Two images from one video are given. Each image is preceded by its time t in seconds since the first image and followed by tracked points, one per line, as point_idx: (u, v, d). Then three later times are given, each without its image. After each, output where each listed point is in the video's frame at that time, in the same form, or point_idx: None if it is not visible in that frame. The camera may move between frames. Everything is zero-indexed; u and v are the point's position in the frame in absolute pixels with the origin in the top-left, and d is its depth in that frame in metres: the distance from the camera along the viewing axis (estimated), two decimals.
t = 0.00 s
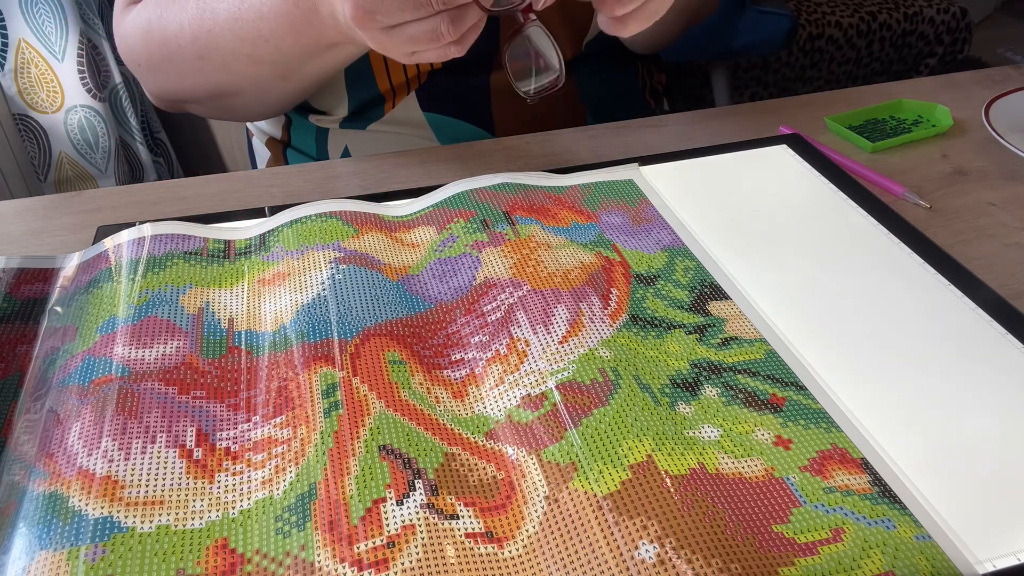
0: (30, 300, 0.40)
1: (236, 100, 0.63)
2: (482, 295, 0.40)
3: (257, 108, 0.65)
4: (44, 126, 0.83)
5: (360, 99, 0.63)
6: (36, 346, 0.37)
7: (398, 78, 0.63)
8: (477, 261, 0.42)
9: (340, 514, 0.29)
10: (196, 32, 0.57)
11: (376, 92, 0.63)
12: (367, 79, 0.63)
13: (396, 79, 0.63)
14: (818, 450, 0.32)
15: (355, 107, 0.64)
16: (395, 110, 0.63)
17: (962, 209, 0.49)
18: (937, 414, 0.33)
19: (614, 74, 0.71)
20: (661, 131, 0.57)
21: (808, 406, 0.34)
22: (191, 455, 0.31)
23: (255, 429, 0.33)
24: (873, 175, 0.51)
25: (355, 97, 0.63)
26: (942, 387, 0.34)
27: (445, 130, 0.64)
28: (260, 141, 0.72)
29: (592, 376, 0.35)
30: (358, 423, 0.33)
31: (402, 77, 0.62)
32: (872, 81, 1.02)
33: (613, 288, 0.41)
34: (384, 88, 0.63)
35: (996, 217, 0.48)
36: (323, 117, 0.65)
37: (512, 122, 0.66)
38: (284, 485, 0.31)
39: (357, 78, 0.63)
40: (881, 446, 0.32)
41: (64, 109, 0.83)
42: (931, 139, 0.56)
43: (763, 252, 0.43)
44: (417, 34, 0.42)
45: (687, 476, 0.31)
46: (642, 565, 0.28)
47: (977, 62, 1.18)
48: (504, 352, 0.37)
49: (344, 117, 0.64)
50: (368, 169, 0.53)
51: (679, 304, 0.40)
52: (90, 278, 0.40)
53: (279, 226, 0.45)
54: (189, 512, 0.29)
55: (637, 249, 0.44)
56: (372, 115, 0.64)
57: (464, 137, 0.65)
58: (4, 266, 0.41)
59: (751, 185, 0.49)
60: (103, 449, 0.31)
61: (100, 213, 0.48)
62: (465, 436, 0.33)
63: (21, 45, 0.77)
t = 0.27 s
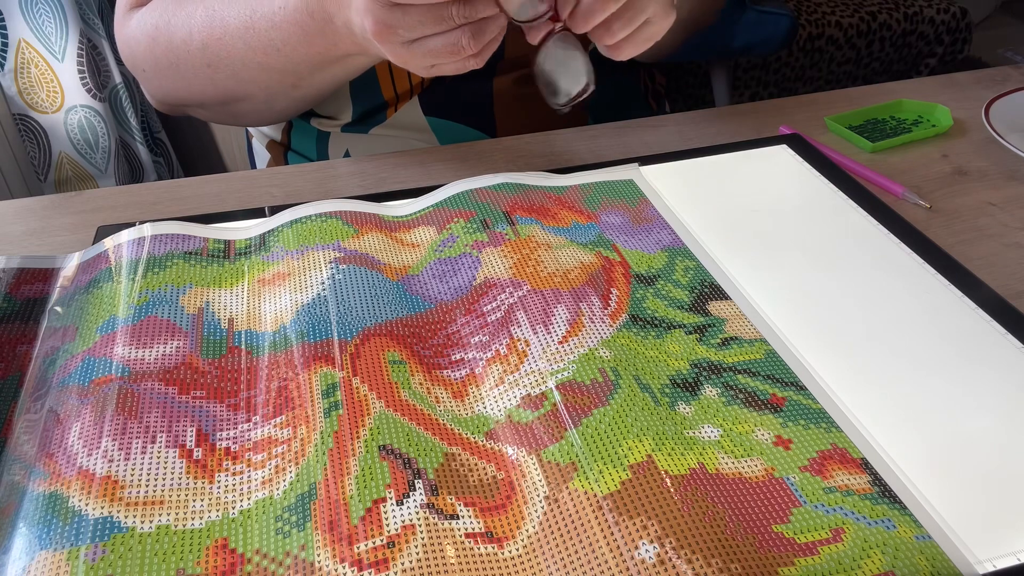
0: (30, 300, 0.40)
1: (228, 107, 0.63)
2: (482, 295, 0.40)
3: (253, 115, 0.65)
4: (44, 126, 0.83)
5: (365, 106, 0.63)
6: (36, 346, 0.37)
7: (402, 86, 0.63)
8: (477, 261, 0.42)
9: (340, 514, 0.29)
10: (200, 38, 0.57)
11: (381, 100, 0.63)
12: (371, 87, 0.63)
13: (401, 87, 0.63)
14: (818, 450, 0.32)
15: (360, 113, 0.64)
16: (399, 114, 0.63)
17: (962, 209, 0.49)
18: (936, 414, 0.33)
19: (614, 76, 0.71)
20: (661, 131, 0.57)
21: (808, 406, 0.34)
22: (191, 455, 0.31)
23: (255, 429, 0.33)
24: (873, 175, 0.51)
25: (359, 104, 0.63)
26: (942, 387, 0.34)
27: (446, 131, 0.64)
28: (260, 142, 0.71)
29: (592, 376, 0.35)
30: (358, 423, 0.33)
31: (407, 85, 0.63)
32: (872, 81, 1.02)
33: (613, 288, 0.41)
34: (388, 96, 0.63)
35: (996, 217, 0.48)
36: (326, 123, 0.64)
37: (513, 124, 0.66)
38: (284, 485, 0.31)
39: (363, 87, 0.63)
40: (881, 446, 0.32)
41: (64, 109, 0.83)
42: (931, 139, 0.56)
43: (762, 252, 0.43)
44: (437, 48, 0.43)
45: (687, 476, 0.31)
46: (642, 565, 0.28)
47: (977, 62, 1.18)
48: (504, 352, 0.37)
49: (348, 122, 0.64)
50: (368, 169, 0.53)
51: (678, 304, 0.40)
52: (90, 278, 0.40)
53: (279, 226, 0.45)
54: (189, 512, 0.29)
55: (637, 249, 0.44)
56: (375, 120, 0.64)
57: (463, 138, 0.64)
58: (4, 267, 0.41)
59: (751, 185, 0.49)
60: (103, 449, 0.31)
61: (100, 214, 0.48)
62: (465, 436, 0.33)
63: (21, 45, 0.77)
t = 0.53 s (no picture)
0: (30, 300, 0.40)
1: (221, 103, 0.62)
2: (482, 295, 0.40)
3: (249, 110, 0.64)
4: (44, 126, 0.83)
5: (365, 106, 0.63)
6: (36, 346, 0.37)
7: (403, 87, 0.63)
8: (477, 261, 0.42)
9: (340, 514, 0.29)
10: (188, 32, 0.54)
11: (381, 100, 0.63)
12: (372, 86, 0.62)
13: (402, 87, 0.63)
14: (818, 450, 0.32)
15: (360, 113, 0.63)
16: (400, 115, 0.63)
17: (962, 209, 0.49)
18: (936, 414, 0.33)
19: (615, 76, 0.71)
20: (661, 131, 0.57)
21: (808, 406, 0.34)
22: (191, 455, 0.31)
23: (255, 429, 0.33)
24: (872, 175, 0.51)
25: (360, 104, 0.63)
26: (941, 386, 0.34)
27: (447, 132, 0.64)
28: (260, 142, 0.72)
29: (592, 376, 0.35)
30: (358, 423, 0.33)
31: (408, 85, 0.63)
32: (872, 81, 1.02)
33: (613, 288, 0.41)
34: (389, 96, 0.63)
35: (996, 217, 0.48)
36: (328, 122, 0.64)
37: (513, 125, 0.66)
38: (284, 485, 0.31)
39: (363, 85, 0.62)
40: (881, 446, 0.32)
41: (64, 109, 0.83)
42: (931, 139, 0.56)
43: (762, 252, 0.43)
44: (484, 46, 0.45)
45: (687, 476, 0.31)
46: (642, 565, 0.28)
47: (978, 62, 1.18)
48: (504, 352, 0.37)
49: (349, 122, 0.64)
50: (368, 169, 0.53)
51: (678, 304, 0.40)
52: (90, 278, 0.40)
53: (279, 226, 0.45)
54: (189, 512, 0.29)
55: (637, 249, 0.44)
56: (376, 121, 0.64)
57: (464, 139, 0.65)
58: (4, 267, 0.41)
59: (751, 185, 0.49)
60: (103, 449, 0.31)
61: (100, 213, 0.49)
62: (465, 436, 0.33)
63: (21, 45, 0.77)
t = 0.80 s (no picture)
0: (29, 300, 0.40)
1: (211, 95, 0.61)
2: (482, 295, 0.40)
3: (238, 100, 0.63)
4: (44, 126, 0.83)
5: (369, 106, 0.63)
6: (36, 346, 0.37)
7: (406, 87, 0.63)
8: (477, 261, 0.42)
9: (340, 514, 0.29)
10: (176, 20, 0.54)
11: (384, 100, 0.63)
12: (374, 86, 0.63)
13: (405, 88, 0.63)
14: (818, 450, 0.32)
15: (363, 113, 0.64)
16: (402, 114, 0.63)
17: (962, 209, 0.49)
18: (936, 414, 0.33)
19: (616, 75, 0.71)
20: (661, 131, 0.57)
21: (808, 406, 0.34)
22: (191, 455, 0.31)
23: (255, 429, 0.33)
24: (873, 175, 0.51)
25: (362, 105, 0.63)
26: (941, 386, 0.34)
27: (448, 130, 0.64)
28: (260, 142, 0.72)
29: (592, 376, 0.35)
30: (358, 423, 0.33)
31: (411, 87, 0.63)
32: (872, 81, 1.02)
33: (613, 288, 0.41)
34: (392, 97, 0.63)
35: (996, 217, 0.48)
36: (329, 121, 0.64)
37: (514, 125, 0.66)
38: (284, 485, 0.31)
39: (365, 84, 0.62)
40: (881, 445, 0.32)
41: (64, 109, 0.83)
42: (931, 139, 0.56)
43: (762, 252, 0.43)
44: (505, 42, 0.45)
45: (688, 476, 0.31)
46: (642, 564, 0.28)
47: (977, 61, 1.18)
48: (504, 352, 0.37)
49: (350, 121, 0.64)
50: (368, 169, 0.53)
51: (679, 304, 0.40)
52: (90, 278, 0.40)
53: (278, 226, 0.45)
54: (189, 512, 0.29)
55: (637, 249, 0.44)
56: (378, 120, 0.64)
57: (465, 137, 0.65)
58: (4, 267, 0.41)
59: (751, 185, 0.49)
60: (103, 449, 0.31)
61: (100, 213, 0.49)
62: (465, 436, 0.33)
63: (21, 45, 0.77)
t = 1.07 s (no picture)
0: (30, 300, 0.40)
1: (209, 95, 0.61)
2: (482, 295, 0.40)
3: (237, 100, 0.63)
4: (44, 126, 0.83)
5: (373, 107, 0.63)
6: (36, 346, 0.37)
7: (412, 89, 0.63)
8: (477, 261, 0.42)
9: (340, 514, 0.29)
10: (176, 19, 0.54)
11: (390, 101, 0.64)
12: (380, 88, 0.63)
13: (411, 90, 0.63)
14: (818, 450, 0.32)
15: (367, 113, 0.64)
16: (406, 114, 0.64)
17: (962, 209, 0.49)
18: (936, 414, 0.33)
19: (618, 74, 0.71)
20: (661, 131, 0.57)
21: (808, 406, 0.34)
22: (191, 455, 0.31)
23: (255, 429, 0.33)
24: (872, 175, 0.51)
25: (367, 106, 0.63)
26: (941, 386, 0.34)
27: (452, 130, 0.64)
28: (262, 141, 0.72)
29: (592, 376, 0.35)
30: (358, 423, 0.33)
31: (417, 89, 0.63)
32: (872, 81, 1.02)
33: (613, 288, 0.41)
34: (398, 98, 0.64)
35: (996, 217, 0.48)
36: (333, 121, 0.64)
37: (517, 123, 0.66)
38: (284, 485, 0.31)
39: (372, 84, 0.62)
40: (881, 445, 0.32)
41: (64, 109, 0.83)
42: (931, 139, 0.56)
43: (762, 252, 0.43)
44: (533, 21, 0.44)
45: (687, 476, 0.31)
46: (642, 565, 0.28)
47: (977, 62, 1.18)
48: (504, 352, 0.37)
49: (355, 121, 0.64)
50: (368, 169, 0.53)
51: (678, 304, 0.40)
52: (90, 278, 0.40)
53: (279, 226, 0.45)
54: (189, 512, 0.29)
55: (637, 249, 0.44)
56: (382, 120, 0.64)
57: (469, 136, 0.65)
58: (4, 267, 0.41)
59: (751, 185, 0.49)
60: (103, 449, 0.31)
61: (100, 213, 0.49)
62: (465, 436, 0.33)
63: (21, 45, 0.77)
